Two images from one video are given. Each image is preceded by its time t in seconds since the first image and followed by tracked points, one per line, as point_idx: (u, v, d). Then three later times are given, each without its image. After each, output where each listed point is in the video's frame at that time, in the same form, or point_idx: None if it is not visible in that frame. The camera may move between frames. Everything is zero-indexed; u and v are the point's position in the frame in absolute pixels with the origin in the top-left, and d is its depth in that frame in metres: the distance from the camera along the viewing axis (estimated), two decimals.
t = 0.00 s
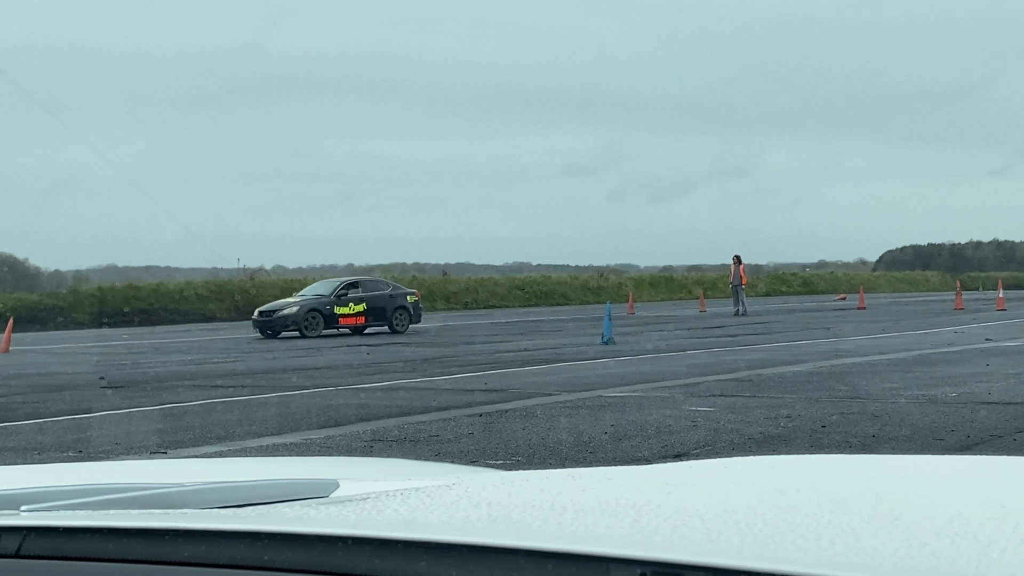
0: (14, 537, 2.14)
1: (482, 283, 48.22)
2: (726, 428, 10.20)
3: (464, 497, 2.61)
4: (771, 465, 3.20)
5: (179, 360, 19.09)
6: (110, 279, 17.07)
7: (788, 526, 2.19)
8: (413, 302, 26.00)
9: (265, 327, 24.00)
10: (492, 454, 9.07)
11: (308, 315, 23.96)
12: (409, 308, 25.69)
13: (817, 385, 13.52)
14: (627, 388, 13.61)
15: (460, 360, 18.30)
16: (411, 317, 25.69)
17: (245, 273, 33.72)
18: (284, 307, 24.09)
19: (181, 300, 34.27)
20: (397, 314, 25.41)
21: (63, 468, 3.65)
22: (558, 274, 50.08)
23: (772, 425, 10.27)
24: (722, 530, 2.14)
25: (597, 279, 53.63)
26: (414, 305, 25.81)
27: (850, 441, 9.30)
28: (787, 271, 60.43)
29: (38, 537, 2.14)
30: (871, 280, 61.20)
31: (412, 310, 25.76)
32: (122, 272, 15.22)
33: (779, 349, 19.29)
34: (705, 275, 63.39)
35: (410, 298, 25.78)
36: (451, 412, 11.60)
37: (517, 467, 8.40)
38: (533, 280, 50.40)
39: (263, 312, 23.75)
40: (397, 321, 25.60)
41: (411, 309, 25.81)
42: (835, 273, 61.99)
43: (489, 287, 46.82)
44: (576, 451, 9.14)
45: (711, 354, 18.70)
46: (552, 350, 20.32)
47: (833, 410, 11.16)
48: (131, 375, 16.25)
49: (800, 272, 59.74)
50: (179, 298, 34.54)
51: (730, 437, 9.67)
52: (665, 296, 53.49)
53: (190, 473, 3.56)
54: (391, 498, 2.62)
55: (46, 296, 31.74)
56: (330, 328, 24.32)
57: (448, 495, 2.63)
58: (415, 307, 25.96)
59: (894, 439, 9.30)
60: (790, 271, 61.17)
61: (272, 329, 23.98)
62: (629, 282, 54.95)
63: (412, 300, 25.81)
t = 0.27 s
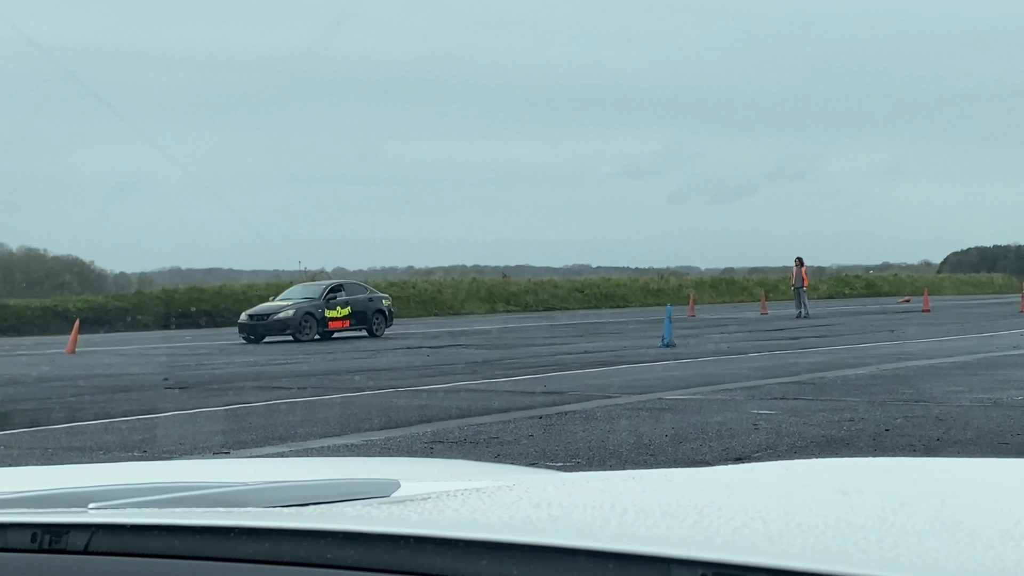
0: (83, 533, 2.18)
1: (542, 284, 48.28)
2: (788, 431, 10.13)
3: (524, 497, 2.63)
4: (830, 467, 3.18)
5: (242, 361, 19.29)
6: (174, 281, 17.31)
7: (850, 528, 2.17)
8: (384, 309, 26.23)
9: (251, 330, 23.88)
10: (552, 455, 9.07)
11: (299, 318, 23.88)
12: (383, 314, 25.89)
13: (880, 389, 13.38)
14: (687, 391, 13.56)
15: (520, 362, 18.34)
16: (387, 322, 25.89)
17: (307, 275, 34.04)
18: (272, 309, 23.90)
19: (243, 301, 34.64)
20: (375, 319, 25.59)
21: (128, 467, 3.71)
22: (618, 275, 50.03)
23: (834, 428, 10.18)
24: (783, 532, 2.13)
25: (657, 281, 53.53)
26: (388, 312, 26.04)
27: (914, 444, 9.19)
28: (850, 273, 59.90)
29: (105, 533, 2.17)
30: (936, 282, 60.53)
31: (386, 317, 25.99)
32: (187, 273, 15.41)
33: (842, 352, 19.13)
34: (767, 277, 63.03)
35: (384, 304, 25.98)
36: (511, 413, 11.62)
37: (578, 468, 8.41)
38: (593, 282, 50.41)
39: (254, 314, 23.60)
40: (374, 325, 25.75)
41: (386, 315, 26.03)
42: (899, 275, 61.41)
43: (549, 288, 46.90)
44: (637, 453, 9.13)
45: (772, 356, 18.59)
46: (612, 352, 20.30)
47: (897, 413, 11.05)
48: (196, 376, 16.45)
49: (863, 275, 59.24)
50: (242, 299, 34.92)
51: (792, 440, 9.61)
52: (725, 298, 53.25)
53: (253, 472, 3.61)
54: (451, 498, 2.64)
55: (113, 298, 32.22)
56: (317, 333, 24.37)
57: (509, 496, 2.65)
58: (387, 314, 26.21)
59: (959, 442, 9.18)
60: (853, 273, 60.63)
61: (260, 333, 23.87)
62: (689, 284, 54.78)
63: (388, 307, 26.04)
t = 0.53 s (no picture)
0: (146, 531, 2.22)
1: (598, 287, 48.19)
2: (847, 435, 10.02)
3: (580, 499, 2.63)
4: (889, 471, 3.16)
5: (299, 363, 19.42)
6: (232, 284, 17.46)
7: (911, 531, 2.16)
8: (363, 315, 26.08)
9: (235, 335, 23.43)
10: (608, 458, 9.04)
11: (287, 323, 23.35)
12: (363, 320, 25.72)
13: (941, 392, 13.21)
14: (745, 394, 13.47)
15: (576, 364, 18.30)
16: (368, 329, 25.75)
17: (364, 278, 34.21)
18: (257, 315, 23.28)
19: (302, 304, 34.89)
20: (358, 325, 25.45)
21: (188, 467, 3.75)
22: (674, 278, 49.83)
23: (894, 432, 10.06)
24: (842, 534, 2.12)
25: (714, 284, 53.25)
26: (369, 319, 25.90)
27: (976, 449, 9.06)
28: (910, 276, 59.22)
29: (169, 531, 2.21)
30: (998, 285, 59.69)
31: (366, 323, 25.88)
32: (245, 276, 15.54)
33: (901, 356, 18.92)
34: (825, 279, 62.48)
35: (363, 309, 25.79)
36: (567, 416, 11.60)
37: (634, 472, 8.37)
38: (650, 285, 50.25)
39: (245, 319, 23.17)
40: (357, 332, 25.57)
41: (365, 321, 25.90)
42: (960, 278, 60.62)
43: (605, 291, 46.82)
44: (694, 456, 9.08)
45: (831, 359, 18.43)
46: (668, 355, 20.21)
47: (958, 418, 10.90)
48: (254, 378, 16.57)
49: (923, 278, 58.54)
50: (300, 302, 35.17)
51: (851, 444, 9.51)
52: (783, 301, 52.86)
53: (311, 473, 3.64)
54: (507, 498, 2.65)
55: (172, 301, 32.56)
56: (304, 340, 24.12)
57: (565, 497, 2.66)
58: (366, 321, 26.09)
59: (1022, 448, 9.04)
60: (913, 276, 59.93)
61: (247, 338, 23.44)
62: (747, 287, 54.44)
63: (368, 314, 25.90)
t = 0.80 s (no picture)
0: (202, 531, 2.24)
1: (651, 290, 48.09)
2: (902, 440, 9.92)
3: (633, 502, 2.63)
4: (946, 474, 3.12)
5: (352, 365, 19.53)
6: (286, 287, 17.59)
7: (968, 535, 2.13)
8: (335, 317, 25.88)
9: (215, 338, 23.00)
10: (659, 463, 9.01)
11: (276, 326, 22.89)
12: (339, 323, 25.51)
13: (999, 397, 13.04)
14: (798, 399, 13.37)
15: (628, 368, 18.26)
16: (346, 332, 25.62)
17: (416, 281, 34.33)
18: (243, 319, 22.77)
19: (355, 306, 35.07)
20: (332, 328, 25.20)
21: (242, 467, 3.78)
22: (727, 281, 49.62)
23: (951, 437, 9.94)
24: (897, 538, 2.11)
25: (768, 287, 52.96)
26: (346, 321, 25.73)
27: None
28: (967, 280, 58.58)
29: (224, 530, 2.23)
30: None
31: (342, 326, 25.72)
32: (299, 278, 15.66)
33: (958, 360, 18.69)
34: (881, 283, 61.93)
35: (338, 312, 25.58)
36: (619, 420, 11.57)
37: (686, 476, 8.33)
38: (703, 289, 50.07)
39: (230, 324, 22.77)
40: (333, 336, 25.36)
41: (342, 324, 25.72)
42: (1019, 283, 59.85)
43: (658, 295, 46.72)
44: (746, 461, 9.02)
45: (885, 364, 18.27)
46: (721, 359, 20.10)
47: (1016, 423, 10.75)
48: (308, 380, 16.68)
49: (981, 282, 57.87)
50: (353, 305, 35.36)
51: (906, 449, 9.41)
52: (837, 305, 52.45)
53: (362, 474, 3.66)
54: (561, 500, 2.65)
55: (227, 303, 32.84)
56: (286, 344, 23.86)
57: (619, 498, 2.66)
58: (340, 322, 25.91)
59: None
60: (971, 280, 59.27)
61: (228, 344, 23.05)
62: (801, 291, 54.09)
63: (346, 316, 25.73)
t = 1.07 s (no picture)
0: (252, 531, 2.25)
1: (699, 293, 47.90)
2: (954, 445, 9.82)
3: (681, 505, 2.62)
4: (998, 478, 3.09)
5: (401, 368, 19.61)
6: (335, 289, 17.68)
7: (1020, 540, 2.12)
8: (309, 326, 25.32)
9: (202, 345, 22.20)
10: (707, 467, 8.97)
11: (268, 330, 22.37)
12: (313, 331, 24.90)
13: None
14: (848, 403, 13.26)
15: (676, 371, 18.21)
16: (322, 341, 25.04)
17: (463, 284, 34.41)
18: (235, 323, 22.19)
19: (402, 309, 35.18)
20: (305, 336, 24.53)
21: (291, 469, 3.81)
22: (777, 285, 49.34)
23: (1004, 443, 9.82)
24: (947, 542, 2.09)
25: (817, 291, 52.62)
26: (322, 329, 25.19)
27: None
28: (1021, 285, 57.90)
29: (274, 530, 2.24)
30: None
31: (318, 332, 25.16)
32: (348, 281, 15.73)
33: (1011, 365, 18.47)
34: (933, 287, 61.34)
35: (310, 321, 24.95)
36: (667, 424, 11.53)
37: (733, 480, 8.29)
38: (752, 292, 49.83)
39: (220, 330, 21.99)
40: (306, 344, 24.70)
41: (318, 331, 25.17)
42: None
43: (707, 298, 46.54)
44: (795, 466, 8.97)
45: (937, 368, 18.10)
46: (770, 362, 19.98)
47: None
48: (357, 383, 16.76)
49: None
50: (401, 308, 35.48)
51: (957, 454, 9.31)
52: (888, 308, 52.00)
53: (411, 476, 3.68)
54: (609, 503, 2.65)
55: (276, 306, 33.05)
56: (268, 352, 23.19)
57: (665, 502, 2.65)
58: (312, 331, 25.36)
59: None
60: None
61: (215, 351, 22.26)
62: (851, 294, 53.69)
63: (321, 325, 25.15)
